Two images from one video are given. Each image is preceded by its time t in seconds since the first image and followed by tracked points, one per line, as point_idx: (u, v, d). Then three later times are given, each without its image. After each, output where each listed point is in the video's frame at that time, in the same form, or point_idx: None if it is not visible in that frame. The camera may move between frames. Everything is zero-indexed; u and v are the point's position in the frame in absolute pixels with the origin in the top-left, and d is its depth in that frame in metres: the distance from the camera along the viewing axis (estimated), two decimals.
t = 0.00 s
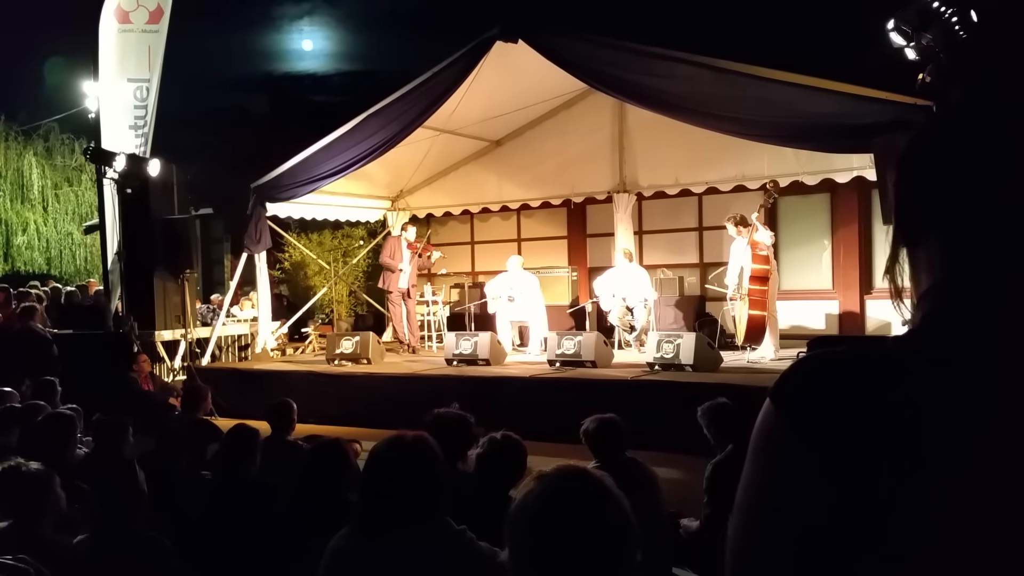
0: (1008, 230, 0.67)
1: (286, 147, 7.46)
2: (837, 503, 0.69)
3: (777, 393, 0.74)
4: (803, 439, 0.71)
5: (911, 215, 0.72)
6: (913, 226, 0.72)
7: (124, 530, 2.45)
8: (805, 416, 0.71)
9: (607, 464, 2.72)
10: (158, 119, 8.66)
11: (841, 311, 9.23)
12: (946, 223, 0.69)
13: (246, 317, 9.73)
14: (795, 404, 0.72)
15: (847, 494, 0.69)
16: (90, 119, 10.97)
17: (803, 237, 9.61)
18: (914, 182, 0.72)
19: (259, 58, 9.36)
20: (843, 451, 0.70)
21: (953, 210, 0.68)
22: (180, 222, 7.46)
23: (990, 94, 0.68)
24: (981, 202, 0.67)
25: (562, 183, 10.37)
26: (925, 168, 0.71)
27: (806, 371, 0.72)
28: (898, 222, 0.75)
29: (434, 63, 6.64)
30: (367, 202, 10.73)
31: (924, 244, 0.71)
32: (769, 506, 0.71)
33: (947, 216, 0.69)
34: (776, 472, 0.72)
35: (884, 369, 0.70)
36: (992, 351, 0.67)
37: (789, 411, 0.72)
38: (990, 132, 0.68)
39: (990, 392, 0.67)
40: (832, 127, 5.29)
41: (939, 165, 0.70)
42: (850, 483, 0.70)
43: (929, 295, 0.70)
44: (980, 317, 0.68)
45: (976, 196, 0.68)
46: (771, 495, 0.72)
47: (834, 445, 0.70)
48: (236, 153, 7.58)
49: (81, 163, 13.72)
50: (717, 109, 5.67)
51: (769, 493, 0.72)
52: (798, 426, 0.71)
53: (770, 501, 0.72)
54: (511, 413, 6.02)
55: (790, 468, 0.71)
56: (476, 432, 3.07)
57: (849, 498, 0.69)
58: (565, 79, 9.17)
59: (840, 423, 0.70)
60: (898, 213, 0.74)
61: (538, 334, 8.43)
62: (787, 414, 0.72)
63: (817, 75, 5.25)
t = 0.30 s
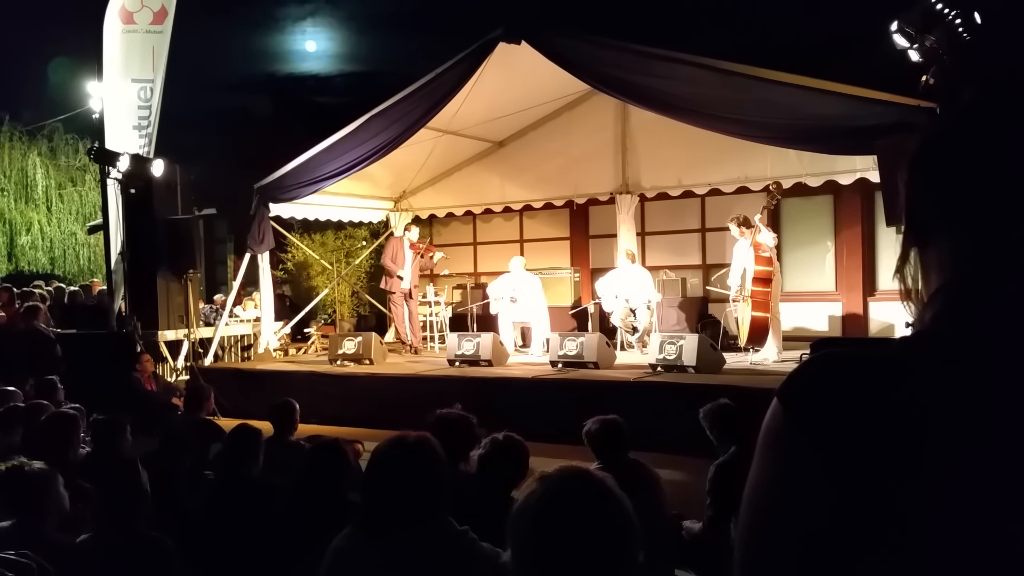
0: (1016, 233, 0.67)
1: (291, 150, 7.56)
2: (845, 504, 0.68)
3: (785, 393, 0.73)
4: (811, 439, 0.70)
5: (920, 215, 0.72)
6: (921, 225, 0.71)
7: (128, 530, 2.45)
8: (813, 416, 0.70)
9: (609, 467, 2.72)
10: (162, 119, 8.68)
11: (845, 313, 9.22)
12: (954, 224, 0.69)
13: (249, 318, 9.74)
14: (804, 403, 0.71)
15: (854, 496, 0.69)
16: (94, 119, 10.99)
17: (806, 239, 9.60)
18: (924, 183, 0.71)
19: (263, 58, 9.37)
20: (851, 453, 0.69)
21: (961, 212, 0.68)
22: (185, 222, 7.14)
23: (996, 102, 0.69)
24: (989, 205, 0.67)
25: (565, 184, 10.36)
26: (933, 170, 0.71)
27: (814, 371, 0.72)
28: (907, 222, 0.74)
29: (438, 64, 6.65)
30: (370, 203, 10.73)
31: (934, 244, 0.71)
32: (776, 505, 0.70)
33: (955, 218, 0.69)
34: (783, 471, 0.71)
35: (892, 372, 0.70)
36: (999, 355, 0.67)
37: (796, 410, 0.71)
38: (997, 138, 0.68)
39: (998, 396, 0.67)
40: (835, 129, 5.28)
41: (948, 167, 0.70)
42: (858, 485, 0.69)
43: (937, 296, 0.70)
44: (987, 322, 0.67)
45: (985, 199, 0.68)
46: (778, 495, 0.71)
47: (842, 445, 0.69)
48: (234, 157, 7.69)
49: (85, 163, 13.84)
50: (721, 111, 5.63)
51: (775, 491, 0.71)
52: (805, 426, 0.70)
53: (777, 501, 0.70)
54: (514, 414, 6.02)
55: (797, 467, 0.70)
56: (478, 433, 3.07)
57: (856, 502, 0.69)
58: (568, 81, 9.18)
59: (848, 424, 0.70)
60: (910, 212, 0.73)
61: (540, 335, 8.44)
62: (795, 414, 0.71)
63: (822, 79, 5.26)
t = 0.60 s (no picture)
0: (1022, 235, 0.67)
1: (298, 149, 7.52)
2: (854, 504, 0.70)
3: (794, 395, 0.75)
4: (820, 439, 0.72)
5: (933, 216, 0.71)
6: (934, 226, 0.71)
7: (127, 530, 2.45)
8: (822, 417, 0.72)
9: (612, 468, 2.73)
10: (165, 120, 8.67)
11: (847, 315, 9.24)
12: (962, 228, 0.69)
13: (252, 319, 9.74)
14: (812, 404, 0.73)
15: (862, 496, 0.70)
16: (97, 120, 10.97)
17: (809, 240, 9.61)
18: (935, 187, 0.71)
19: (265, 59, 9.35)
20: (858, 454, 0.70)
21: (972, 213, 0.68)
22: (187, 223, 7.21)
23: (1005, 106, 0.69)
24: (995, 205, 0.67)
25: (568, 186, 10.36)
26: (945, 173, 0.71)
27: (827, 368, 0.74)
28: (921, 225, 0.74)
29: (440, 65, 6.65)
30: (373, 204, 10.72)
31: (946, 246, 0.71)
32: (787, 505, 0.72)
33: (964, 219, 0.69)
34: (794, 472, 0.73)
35: (900, 374, 0.71)
36: (1007, 358, 0.67)
37: (807, 411, 0.73)
38: (1006, 139, 0.68)
39: (1007, 401, 0.67)
40: (837, 131, 5.31)
41: (961, 170, 0.70)
42: (864, 485, 0.70)
43: (949, 297, 0.70)
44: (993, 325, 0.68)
45: (990, 199, 0.68)
46: (787, 495, 0.72)
47: (850, 445, 0.71)
48: (239, 159, 7.67)
49: (88, 164, 13.77)
50: (723, 112, 5.66)
51: (787, 491, 0.72)
52: (816, 426, 0.72)
53: (787, 500, 0.72)
54: (516, 416, 6.02)
55: (807, 467, 0.72)
56: (481, 434, 3.06)
57: (864, 502, 0.70)
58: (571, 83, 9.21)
59: (856, 425, 0.71)
60: (922, 214, 0.73)
61: (543, 337, 8.44)
62: (805, 414, 0.73)
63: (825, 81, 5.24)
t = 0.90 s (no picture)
0: None
1: (292, 145, 7.46)
2: (855, 499, 0.68)
3: (797, 393, 0.73)
4: (822, 438, 0.70)
5: (935, 218, 0.71)
6: (933, 227, 0.71)
7: (121, 531, 2.45)
8: (826, 412, 0.70)
9: (613, 472, 2.75)
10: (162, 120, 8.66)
11: (843, 317, 9.27)
12: (962, 229, 0.69)
13: (248, 319, 9.72)
14: (816, 398, 0.71)
15: (864, 493, 0.69)
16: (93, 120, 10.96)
17: (805, 242, 9.62)
18: (937, 187, 0.71)
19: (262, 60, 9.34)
20: (863, 450, 0.69)
21: (979, 209, 0.68)
22: (183, 224, 7.37)
23: (1008, 109, 0.70)
24: (1006, 208, 0.67)
25: (565, 188, 10.38)
26: (951, 172, 0.70)
27: (830, 363, 0.72)
28: (919, 228, 0.74)
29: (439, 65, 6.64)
30: (369, 205, 10.71)
31: (946, 247, 0.71)
32: (788, 498, 0.70)
33: (972, 219, 0.69)
34: (795, 464, 0.70)
35: (901, 370, 0.71)
36: (1012, 357, 0.67)
37: (810, 403, 0.71)
38: (1005, 145, 0.68)
39: (1012, 398, 0.67)
40: (833, 133, 5.33)
41: (969, 167, 0.69)
42: (866, 483, 0.69)
43: (949, 298, 0.70)
44: (997, 324, 0.68)
45: (999, 199, 0.68)
46: (789, 489, 0.70)
47: (853, 441, 0.69)
48: (240, 156, 7.56)
49: (84, 164, 13.73)
50: (720, 114, 5.68)
51: (788, 483, 0.70)
52: (820, 419, 0.70)
53: (788, 493, 0.70)
54: (513, 417, 6.02)
55: (810, 459, 0.70)
56: (477, 435, 3.05)
57: (866, 499, 0.68)
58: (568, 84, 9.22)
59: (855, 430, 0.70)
60: (922, 216, 0.73)
61: (540, 338, 8.44)
62: (810, 408, 0.71)
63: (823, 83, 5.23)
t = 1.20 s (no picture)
0: None
1: (289, 149, 7.44)
2: (852, 499, 0.68)
3: (795, 392, 0.73)
4: (821, 437, 0.70)
5: (933, 218, 0.72)
6: (932, 227, 0.72)
7: (121, 532, 2.44)
8: (826, 412, 0.70)
9: (609, 473, 2.76)
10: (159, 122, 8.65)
11: (841, 318, 9.27)
12: (960, 232, 0.69)
13: (245, 321, 9.71)
14: (817, 399, 0.71)
15: (862, 495, 0.68)
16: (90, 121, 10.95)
17: (802, 243, 9.62)
18: (933, 190, 0.72)
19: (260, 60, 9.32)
20: (862, 451, 0.69)
21: (977, 210, 0.68)
22: (179, 224, 7.36)
23: (1007, 113, 0.70)
24: (1007, 211, 0.67)
25: (563, 189, 10.38)
26: (948, 174, 0.70)
27: (828, 365, 0.72)
28: (918, 230, 0.74)
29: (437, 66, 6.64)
30: (366, 206, 10.70)
31: (943, 248, 0.71)
32: (786, 499, 0.69)
33: (973, 223, 0.69)
34: (795, 465, 0.69)
35: (899, 371, 0.70)
36: (1012, 357, 0.67)
37: (813, 402, 0.71)
38: (1002, 148, 0.68)
39: (1012, 403, 0.67)
40: (831, 135, 5.33)
41: (969, 168, 0.69)
42: (864, 486, 0.69)
43: (947, 299, 0.70)
44: (998, 324, 0.67)
45: (1001, 201, 0.68)
46: (789, 487, 0.69)
47: (853, 439, 0.69)
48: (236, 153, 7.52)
49: (81, 166, 13.71)
50: (717, 116, 5.69)
51: (786, 483, 0.69)
52: (819, 417, 0.70)
53: (787, 490, 0.69)
54: (510, 418, 6.01)
55: (807, 457, 0.69)
56: (474, 437, 3.06)
57: (862, 498, 0.68)
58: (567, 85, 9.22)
59: (854, 429, 0.69)
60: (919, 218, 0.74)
61: (537, 339, 8.44)
62: (808, 407, 0.71)
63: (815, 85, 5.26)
